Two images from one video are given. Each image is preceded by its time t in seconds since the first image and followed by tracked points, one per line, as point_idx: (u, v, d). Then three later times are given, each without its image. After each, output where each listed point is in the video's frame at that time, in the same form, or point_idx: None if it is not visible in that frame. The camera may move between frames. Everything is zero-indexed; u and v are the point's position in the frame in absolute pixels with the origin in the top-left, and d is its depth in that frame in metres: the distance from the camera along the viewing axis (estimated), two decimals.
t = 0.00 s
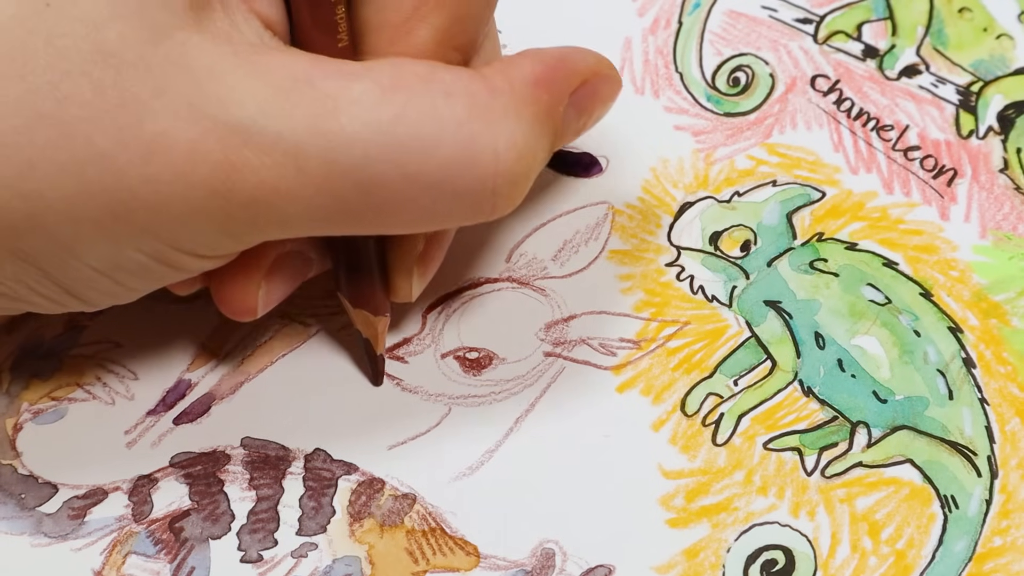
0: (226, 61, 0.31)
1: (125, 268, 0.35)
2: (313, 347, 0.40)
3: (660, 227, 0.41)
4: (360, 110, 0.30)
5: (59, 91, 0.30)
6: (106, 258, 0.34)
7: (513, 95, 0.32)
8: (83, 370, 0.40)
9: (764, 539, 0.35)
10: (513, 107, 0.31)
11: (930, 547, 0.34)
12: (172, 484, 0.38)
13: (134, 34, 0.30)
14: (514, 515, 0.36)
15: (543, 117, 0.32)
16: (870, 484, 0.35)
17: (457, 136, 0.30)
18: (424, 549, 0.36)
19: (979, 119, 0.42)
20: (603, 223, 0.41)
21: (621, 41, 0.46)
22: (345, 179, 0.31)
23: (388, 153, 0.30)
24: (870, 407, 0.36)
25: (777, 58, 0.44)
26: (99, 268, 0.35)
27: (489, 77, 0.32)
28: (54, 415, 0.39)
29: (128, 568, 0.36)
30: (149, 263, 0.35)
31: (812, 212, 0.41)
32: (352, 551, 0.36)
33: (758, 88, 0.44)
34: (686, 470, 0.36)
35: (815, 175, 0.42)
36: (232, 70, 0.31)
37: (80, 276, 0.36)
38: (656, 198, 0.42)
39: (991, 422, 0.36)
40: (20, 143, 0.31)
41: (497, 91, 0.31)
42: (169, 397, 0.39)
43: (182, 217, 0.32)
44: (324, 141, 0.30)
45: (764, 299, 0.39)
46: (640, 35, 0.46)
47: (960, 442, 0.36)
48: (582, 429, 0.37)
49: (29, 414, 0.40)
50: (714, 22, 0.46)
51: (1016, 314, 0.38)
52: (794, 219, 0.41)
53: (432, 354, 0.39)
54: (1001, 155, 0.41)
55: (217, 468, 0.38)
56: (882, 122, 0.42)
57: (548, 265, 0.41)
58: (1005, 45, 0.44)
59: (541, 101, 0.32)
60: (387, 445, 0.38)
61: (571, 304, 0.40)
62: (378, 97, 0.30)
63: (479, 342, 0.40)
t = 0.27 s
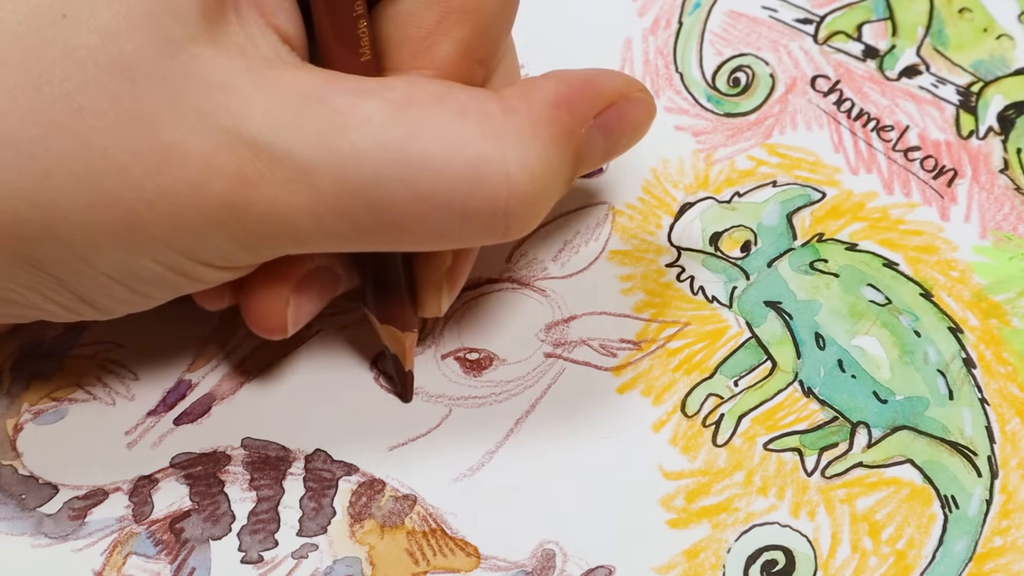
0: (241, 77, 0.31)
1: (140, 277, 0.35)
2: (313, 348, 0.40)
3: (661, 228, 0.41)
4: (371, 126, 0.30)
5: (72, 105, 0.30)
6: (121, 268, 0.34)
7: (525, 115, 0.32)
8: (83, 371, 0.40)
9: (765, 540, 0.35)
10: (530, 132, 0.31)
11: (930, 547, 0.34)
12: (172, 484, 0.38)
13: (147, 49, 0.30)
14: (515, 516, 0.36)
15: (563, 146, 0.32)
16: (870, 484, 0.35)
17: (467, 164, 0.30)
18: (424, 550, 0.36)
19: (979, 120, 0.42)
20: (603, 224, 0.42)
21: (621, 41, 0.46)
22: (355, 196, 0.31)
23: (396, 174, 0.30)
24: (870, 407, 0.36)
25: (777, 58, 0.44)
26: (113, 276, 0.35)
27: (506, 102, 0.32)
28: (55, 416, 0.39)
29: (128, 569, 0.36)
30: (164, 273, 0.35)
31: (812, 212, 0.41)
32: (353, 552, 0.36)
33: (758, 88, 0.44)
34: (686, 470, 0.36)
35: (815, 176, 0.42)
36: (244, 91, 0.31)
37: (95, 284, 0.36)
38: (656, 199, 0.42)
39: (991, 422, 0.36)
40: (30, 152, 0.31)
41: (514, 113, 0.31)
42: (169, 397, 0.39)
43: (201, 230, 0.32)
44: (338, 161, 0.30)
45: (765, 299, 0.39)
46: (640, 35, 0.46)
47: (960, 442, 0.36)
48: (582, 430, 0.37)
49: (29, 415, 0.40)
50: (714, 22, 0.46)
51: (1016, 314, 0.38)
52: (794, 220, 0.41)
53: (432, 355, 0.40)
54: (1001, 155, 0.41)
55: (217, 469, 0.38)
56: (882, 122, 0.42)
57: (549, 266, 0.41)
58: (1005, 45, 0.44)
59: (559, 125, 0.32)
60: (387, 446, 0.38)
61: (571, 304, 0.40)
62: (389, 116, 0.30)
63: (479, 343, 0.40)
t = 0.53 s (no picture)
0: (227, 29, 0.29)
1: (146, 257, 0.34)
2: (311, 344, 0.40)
3: (661, 224, 0.41)
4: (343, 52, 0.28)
5: (54, 75, 0.28)
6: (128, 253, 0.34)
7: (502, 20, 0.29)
8: (82, 367, 0.40)
9: (764, 534, 0.35)
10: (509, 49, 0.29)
11: (931, 544, 0.34)
12: (171, 480, 0.38)
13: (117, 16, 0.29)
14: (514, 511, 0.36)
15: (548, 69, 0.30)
16: (870, 480, 0.35)
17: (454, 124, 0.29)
18: (423, 543, 0.36)
19: (979, 116, 0.42)
20: (603, 219, 0.41)
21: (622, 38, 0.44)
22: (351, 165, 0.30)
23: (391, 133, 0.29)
24: (871, 402, 0.36)
25: (778, 56, 0.44)
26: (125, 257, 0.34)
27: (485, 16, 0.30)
28: (54, 413, 0.39)
29: (127, 563, 0.36)
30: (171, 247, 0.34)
31: (813, 208, 0.41)
32: (351, 545, 0.36)
33: (758, 86, 0.43)
34: (686, 464, 0.36)
35: (816, 172, 0.41)
36: (212, 23, 0.29)
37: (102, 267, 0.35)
38: (656, 194, 0.42)
39: (991, 419, 0.36)
40: (18, 144, 0.29)
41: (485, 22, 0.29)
42: (169, 393, 0.39)
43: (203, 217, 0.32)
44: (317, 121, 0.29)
45: (765, 294, 0.39)
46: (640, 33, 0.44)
47: (961, 438, 0.36)
48: (582, 424, 0.37)
49: (29, 412, 0.39)
50: (714, 21, 0.45)
51: (1017, 310, 0.38)
52: (794, 215, 0.41)
53: (431, 349, 0.39)
54: (1002, 151, 0.41)
55: (216, 464, 0.38)
56: (882, 118, 0.42)
57: (548, 261, 0.40)
58: (1006, 43, 0.44)
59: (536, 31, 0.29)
60: (387, 438, 0.38)
61: (571, 299, 0.40)
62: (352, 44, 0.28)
63: (479, 337, 0.39)
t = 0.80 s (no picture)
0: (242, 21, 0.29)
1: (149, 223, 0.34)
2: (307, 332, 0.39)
3: (661, 213, 0.41)
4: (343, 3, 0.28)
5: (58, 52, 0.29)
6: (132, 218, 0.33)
7: None
8: (75, 352, 0.39)
9: (765, 531, 0.35)
10: None
11: (930, 544, 0.34)
12: (166, 468, 0.37)
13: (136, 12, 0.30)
14: (513, 505, 0.36)
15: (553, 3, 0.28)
16: (870, 478, 0.35)
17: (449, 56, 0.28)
18: (422, 535, 0.35)
19: (981, 111, 0.42)
20: (603, 208, 0.41)
21: (621, 27, 0.44)
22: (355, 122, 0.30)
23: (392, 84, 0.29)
24: (871, 399, 0.36)
25: (778, 45, 0.43)
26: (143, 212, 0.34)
27: None
28: (48, 399, 0.39)
29: (121, 553, 0.36)
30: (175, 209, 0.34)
31: (813, 200, 0.40)
32: (348, 537, 0.36)
33: (758, 75, 0.43)
34: (686, 459, 0.36)
35: (817, 163, 0.41)
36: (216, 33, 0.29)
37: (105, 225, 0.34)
38: (656, 183, 0.41)
39: (991, 417, 0.36)
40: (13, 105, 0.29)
41: None
42: (164, 378, 0.39)
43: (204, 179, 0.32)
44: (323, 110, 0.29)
45: (765, 287, 0.39)
46: (640, 21, 0.44)
47: (961, 437, 0.36)
48: (581, 417, 0.37)
49: (23, 399, 0.39)
50: (714, 8, 0.44)
51: (1018, 308, 0.38)
52: (795, 208, 0.40)
53: (430, 336, 0.39)
54: (1004, 146, 0.41)
55: (211, 452, 0.37)
56: (884, 110, 0.42)
57: (548, 248, 0.40)
58: (1008, 35, 0.43)
59: None
60: (385, 427, 0.37)
61: (570, 288, 0.39)
62: None
63: (478, 326, 0.39)
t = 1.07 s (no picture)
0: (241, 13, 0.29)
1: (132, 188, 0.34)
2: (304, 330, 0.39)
3: (661, 211, 0.40)
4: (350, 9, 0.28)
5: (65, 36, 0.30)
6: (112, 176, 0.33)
7: None
8: (75, 350, 0.39)
9: (765, 530, 0.35)
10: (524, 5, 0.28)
11: (931, 543, 0.34)
12: (166, 466, 0.37)
13: None
14: (514, 503, 0.36)
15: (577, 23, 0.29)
16: (871, 477, 0.35)
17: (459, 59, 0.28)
18: (422, 533, 0.36)
19: (981, 108, 0.41)
20: (603, 205, 0.41)
21: (620, 23, 0.42)
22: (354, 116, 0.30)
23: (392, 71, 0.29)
24: (871, 398, 0.36)
25: (780, 41, 0.42)
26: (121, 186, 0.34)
27: None
28: (47, 397, 0.38)
29: (122, 551, 0.36)
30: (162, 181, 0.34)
31: (814, 197, 0.40)
32: (348, 535, 0.36)
33: (759, 71, 0.42)
34: (686, 457, 0.36)
35: (818, 161, 0.41)
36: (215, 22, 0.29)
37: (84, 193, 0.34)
38: (656, 180, 0.41)
39: (992, 416, 0.36)
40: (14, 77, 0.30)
41: None
42: (163, 376, 0.38)
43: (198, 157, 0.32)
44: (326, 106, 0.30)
45: (766, 286, 0.39)
46: (640, 16, 0.42)
47: (962, 436, 0.36)
48: (581, 416, 0.37)
49: (22, 396, 0.38)
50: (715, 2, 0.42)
51: (1018, 306, 0.38)
52: (795, 205, 0.40)
53: (430, 334, 0.39)
54: (1004, 144, 0.41)
55: (211, 450, 0.37)
56: (885, 107, 0.41)
57: (548, 246, 0.40)
58: (1010, 32, 0.42)
59: None
60: (384, 425, 0.37)
61: (570, 286, 0.39)
62: None
63: (477, 324, 0.39)
